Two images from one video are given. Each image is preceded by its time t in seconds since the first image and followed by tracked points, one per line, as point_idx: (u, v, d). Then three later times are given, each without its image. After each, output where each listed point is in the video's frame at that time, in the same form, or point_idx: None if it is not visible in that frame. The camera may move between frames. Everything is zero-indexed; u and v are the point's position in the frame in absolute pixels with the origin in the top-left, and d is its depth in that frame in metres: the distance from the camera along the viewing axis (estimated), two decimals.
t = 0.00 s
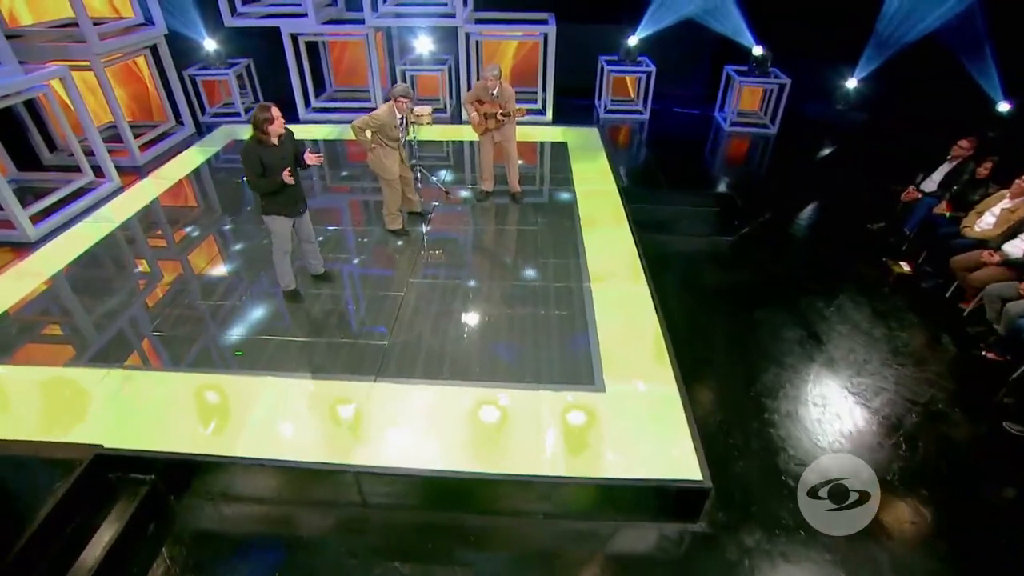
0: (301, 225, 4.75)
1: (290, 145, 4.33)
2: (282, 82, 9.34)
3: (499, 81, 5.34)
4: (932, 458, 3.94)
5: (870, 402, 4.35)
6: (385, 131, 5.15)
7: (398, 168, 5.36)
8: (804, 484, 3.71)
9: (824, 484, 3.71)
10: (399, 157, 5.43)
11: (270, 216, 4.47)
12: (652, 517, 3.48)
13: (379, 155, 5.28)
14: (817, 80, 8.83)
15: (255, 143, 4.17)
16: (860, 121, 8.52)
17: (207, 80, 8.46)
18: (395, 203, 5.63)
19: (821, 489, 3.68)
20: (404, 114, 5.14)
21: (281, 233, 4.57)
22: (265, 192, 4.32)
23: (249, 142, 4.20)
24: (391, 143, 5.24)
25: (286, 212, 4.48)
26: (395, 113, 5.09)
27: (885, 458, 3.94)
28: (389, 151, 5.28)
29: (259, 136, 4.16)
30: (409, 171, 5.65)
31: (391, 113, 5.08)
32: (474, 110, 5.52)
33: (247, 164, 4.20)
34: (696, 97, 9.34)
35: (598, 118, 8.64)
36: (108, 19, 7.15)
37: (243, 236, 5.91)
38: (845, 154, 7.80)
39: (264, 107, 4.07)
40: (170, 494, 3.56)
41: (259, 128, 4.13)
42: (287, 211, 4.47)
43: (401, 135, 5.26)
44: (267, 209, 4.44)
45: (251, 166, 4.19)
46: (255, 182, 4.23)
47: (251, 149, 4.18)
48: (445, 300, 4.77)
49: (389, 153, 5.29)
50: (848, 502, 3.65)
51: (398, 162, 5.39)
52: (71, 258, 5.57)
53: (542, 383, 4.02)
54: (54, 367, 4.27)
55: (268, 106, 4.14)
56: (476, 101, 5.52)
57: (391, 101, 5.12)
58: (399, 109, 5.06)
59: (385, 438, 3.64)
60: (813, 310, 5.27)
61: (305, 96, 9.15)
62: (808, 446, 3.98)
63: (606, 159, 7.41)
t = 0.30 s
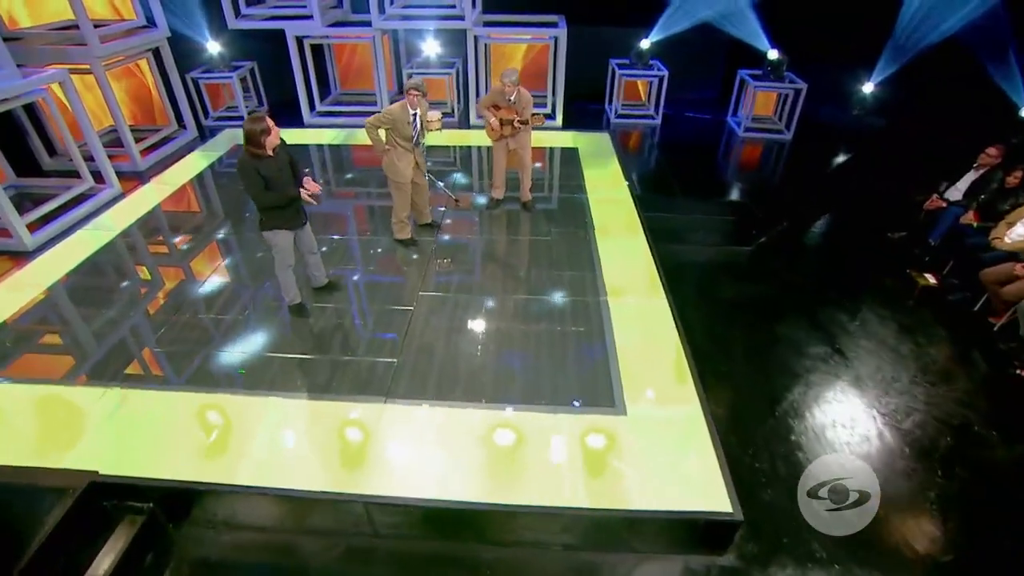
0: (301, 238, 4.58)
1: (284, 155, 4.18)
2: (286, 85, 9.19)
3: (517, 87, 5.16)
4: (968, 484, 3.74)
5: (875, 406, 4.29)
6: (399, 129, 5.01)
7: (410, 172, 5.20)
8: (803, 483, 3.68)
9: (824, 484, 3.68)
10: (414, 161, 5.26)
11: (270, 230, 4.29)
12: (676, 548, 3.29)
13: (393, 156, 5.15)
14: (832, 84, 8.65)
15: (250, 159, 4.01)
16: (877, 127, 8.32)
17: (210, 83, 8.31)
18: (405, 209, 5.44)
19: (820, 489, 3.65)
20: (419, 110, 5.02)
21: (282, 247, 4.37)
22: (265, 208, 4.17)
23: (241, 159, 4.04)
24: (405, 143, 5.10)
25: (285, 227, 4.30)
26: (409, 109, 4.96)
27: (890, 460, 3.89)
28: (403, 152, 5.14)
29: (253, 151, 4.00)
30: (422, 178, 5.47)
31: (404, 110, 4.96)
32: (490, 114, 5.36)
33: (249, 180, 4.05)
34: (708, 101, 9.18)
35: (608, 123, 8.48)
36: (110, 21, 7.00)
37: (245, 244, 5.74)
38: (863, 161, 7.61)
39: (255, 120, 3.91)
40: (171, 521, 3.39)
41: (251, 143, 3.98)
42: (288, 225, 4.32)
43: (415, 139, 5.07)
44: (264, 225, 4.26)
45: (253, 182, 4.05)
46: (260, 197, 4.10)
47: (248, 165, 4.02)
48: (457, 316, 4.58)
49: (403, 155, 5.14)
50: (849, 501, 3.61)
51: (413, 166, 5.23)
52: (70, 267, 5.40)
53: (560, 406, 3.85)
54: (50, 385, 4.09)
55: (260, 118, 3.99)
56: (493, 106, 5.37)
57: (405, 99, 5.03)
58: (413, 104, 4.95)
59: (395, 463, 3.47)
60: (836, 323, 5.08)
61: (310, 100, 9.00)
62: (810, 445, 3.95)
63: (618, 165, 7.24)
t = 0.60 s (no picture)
0: (310, 247, 4.36)
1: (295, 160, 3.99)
2: (295, 88, 9.06)
3: (540, 93, 4.99)
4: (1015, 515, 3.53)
5: (884, 416, 4.15)
6: (415, 130, 4.84)
7: (426, 175, 5.02)
8: (803, 483, 3.64)
9: (824, 484, 3.65)
10: (431, 165, 5.09)
11: (283, 240, 4.05)
12: None
13: (410, 160, 4.98)
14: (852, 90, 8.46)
15: (269, 166, 3.78)
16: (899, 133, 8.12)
17: (218, 86, 8.19)
18: (421, 217, 5.30)
19: (820, 489, 3.61)
20: (436, 111, 4.84)
21: (294, 258, 4.15)
22: (292, 205, 3.96)
23: (257, 171, 3.78)
24: (422, 146, 4.93)
25: (301, 234, 4.08)
26: (426, 111, 4.79)
27: (895, 466, 3.80)
28: (420, 156, 4.96)
29: (269, 158, 3.76)
30: (440, 184, 5.29)
31: (421, 111, 4.80)
32: (510, 121, 5.22)
33: (275, 185, 3.80)
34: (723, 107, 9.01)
35: (622, 129, 8.32)
36: (116, 24, 6.88)
37: (253, 251, 5.59)
38: (885, 169, 7.41)
39: (265, 126, 3.73)
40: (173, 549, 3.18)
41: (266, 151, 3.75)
42: (308, 226, 4.11)
43: (432, 140, 4.88)
44: (281, 235, 4.02)
45: (281, 183, 3.82)
46: (292, 193, 3.88)
47: (270, 172, 3.78)
48: (472, 333, 4.42)
49: (420, 159, 4.96)
50: (849, 502, 3.57)
51: (430, 170, 5.04)
52: (73, 275, 5.25)
53: (583, 431, 3.70)
54: (48, 402, 3.93)
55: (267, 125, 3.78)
56: (514, 112, 5.24)
57: (422, 100, 4.85)
58: (430, 105, 4.77)
59: (409, 492, 3.31)
60: (864, 339, 4.88)
61: (319, 104, 8.87)
62: (812, 447, 3.89)
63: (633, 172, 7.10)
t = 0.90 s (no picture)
0: (323, 259, 4.16)
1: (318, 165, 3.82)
2: (302, 92, 8.93)
3: (554, 100, 4.87)
4: None
5: (903, 431, 3.98)
6: (426, 141, 4.70)
7: (439, 185, 4.85)
8: (803, 483, 3.55)
9: (824, 484, 3.56)
10: (445, 174, 4.92)
11: (299, 249, 3.84)
12: None
13: (422, 169, 4.81)
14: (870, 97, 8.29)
15: (296, 170, 3.59)
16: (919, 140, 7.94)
17: (225, 91, 8.07)
18: (435, 227, 5.18)
19: (820, 489, 3.53)
20: (447, 120, 4.65)
21: (308, 269, 3.94)
22: (317, 208, 3.77)
23: (281, 176, 3.57)
24: (434, 155, 4.76)
25: (319, 242, 3.88)
26: (437, 120, 4.61)
27: (906, 478, 3.66)
28: (433, 165, 4.79)
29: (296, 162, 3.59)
30: (454, 194, 5.10)
31: (431, 120, 4.63)
32: (524, 129, 5.06)
33: (305, 188, 3.61)
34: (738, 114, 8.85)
35: (635, 136, 8.17)
36: (122, 28, 6.76)
37: (259, 260, 5.44)
38: (906, 177, 7.23)
39: (291, 130, 3.56)
40: None
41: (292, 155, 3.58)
42: (327, 232, 3.92)
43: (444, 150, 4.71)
44: (300, 242, 3.80)
45: (311, 185, 3.64)
46: (321, 195, 3.71)
47: (299, 176, 3.59)
48: (487, 350, 4.26)
49: (432, 169, 4.80)
50: (850, 501, 3.47)
51: (443, 179, 4.88)
52: (75, 285, 5.10)
53: (606, 458, 3.53)
54: (47, 423, 3.75)
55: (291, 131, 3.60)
56: (527, 121, 5.10)
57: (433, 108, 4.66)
58: (440, 115, 4.57)
59: (423, 524, 3.14)
60: (892, 356, 4.68)
61: (327, 109, 8.73)
62: (821, 451, 3.79)
63: (647, 181, 6.98)
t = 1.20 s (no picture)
0: (335, 273, 3.98)
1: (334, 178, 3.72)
2: (306, 98, 8.80)
3: (566, 109, 4.71)
4: None
5: (922, 448, 3.83)
6: (432, 154, 4.54)
7: (448, 197, 4.72)
8: (803, 482, 3.51)
9: (823, 484, 3.52)
10: (454, 185, 4.75)
11: (310, 262, 3.66)
12: None
13: (431, 181, 4.67)
14: (885, 103, 8.16)
15: (313, 179, 3.46)
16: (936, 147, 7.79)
17: (228, 96, 7.94)
18: (444, 237, 5.01)
19: (820, 489, 3.49)
20: (454, 133, 4.49)
21: (319, 283, 3.77)
22: (332, 221, 3.62)
23: (298, 185, 3.44)
24: (441, 168, 4.60)
25: (332, 256, 3.71)
26: (442, 134, 4.46)
27: (926, 495, 3.52)
28: (441, 177, 4.64)
29: (312, 171, 3.45)
30: (465, 206, 4.93)
31: (437, 134, 4.47)
32: (534, 138, 4.91)
33: (322, 199, 3.49)
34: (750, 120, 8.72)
35: (645, 142, 8.03)
36: (125, 32, 6.63)
37: (263, 270, 5.30)
38: (923, 185, 7.09)
39: (309, 139, 3.44)
40: None
41: (308, 163, 3.45)
42: (340, 246, 3.75)
43: (451, 164, 4.55)
44: (313, 255, 3.62)
45: (328, 197, 3.51)
46: (337, 208, 3.59)
47: (315, 186, 3.46)
48: (502, 368, 4.10)
49: (441, 181, 4.65)
50: (849, 501, 3.44)
51: (453, 190, 4.73)
52: (74, 296, 4.95)
53: (630, 486, 3.37)
54: (42, 447, 3.58)
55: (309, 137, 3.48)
56: (537, 129, 4.94)
57: (440, 120, 4.49)
58: (446, 129, 4.42)
59: (439, 558, 2.96)
60: (917, 372, 4.49)
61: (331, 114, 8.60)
62: (829, 458, 3.71)
63: (659, 190, 6.85)
